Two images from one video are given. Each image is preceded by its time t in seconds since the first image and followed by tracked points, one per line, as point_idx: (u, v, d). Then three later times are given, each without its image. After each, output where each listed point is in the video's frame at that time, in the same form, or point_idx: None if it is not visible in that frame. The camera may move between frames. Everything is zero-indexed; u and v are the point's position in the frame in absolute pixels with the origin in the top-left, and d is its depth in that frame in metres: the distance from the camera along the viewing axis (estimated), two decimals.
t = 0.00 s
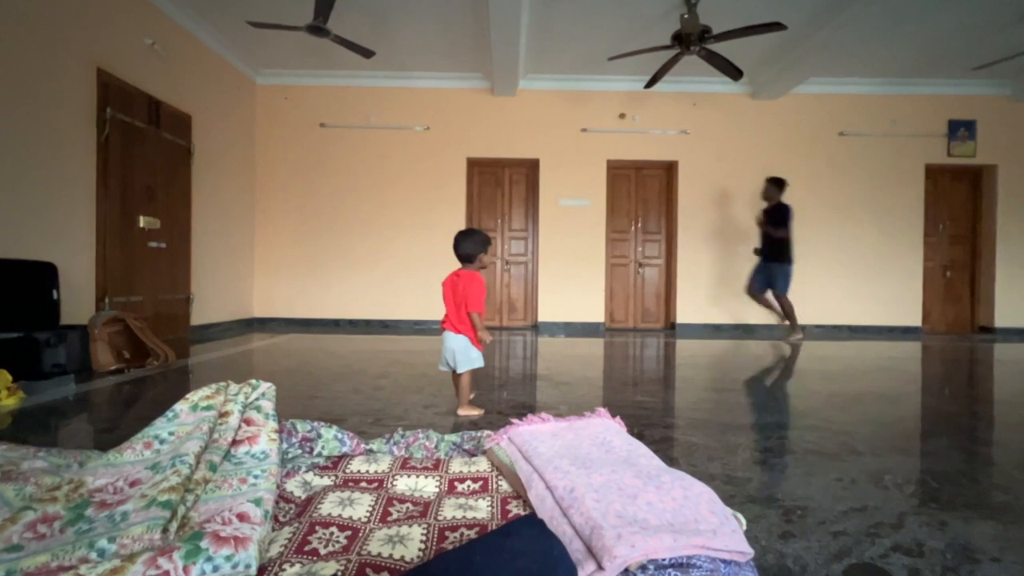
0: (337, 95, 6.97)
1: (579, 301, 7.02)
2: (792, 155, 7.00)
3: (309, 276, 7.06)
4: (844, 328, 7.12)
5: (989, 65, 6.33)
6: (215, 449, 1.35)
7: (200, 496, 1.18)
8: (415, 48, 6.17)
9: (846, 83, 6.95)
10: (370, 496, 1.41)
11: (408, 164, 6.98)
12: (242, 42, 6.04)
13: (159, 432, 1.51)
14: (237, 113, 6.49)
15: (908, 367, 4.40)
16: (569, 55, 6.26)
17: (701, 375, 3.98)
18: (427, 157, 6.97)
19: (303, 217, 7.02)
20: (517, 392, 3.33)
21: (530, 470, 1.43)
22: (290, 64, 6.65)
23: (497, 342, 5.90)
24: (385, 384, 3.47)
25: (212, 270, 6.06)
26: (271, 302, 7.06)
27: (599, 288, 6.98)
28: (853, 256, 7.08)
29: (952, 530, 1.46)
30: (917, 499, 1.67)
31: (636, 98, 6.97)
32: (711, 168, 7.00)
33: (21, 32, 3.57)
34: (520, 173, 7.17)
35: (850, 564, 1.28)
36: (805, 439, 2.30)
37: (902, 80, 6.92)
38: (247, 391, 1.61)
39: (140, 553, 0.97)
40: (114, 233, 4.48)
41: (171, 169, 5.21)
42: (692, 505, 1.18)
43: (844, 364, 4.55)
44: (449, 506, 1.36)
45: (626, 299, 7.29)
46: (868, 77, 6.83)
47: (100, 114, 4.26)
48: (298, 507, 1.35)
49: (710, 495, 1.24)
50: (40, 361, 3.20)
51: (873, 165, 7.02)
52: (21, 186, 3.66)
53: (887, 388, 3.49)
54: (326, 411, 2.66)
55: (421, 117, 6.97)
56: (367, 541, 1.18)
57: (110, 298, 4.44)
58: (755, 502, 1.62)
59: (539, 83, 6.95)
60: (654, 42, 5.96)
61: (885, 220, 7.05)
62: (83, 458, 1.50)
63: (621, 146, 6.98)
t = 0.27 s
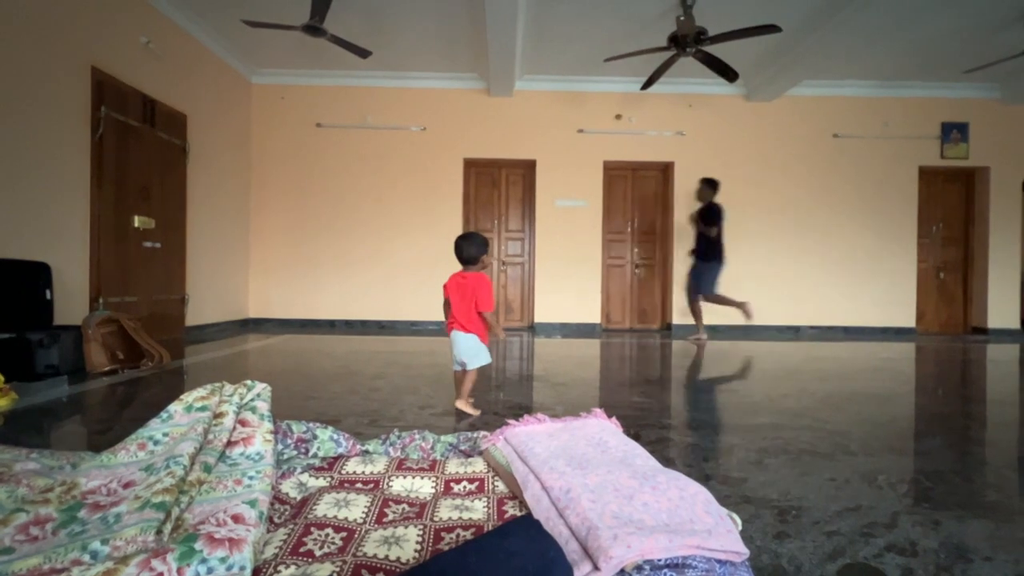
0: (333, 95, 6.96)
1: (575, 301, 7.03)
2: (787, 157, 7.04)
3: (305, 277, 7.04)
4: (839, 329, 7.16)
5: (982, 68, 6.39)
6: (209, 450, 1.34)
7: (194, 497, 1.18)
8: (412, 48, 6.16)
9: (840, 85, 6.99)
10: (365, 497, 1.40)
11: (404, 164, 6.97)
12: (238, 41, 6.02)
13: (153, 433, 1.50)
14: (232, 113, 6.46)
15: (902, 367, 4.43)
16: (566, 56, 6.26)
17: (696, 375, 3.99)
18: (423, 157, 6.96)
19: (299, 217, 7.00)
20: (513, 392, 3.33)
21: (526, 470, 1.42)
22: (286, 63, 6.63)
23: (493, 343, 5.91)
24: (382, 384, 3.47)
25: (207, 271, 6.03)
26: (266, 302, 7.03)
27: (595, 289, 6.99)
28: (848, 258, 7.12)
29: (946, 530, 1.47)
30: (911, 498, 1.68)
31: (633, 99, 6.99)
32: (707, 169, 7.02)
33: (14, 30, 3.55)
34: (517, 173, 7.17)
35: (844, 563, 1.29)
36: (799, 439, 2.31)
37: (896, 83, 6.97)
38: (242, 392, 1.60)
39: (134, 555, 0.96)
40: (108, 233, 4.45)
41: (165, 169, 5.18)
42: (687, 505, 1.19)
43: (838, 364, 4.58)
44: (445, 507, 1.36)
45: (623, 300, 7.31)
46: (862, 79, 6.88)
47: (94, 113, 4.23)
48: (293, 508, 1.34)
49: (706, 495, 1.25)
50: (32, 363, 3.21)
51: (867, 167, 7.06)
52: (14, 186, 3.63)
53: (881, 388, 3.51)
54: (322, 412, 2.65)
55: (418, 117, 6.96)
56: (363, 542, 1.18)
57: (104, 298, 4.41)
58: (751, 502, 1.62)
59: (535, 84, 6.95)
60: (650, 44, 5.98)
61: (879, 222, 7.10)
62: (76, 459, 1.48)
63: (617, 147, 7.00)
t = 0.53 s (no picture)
0: (331, 95, 6.95)
1: (573, 303, 7.03)
2: (784, 159, 7.07)
3: (302, 278, 7.02)
4: (836, 331, 7.18)
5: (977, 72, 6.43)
6: (206, 452, 1.33)
7: (191, 500, 1.17)
8: (410, 49, 6.17)
9: (837, 88, 7.03)
10: (363, 499, 1.40)
11: (402, 165, 6.97)
12: (236, 42, 6.01)
13: (149, 435, 1.49)
14: (230, 113, 6.45)
15: (899, 369, 4.45)
16: (564, 58, 6.28)
17: (694, 377, 4.00)
18: (421, 159, 6.96)
19: (296, 218, 6.99)
20: (511, 394, 3.33)
21: (524, 472, 1.42)
22: (284, 64, 6.62)
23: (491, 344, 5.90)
24: (379, 386, 3.46)
25: (204, 271, 6.01)
26: (263, 303, 7.01)
27: (593, 290, 7.00)
28: (844, 260, 7.14)
29: (942, 531, 1.47)
30: (908, 500, 1.69)
31: (630, 101, 7.01)
32: (704, 171, 7.04)
33: (10, 29, 3.53)
34: (515, 175, 7.18)
35: (842, 565, 1.29)
36: (797, 441, 2.32)
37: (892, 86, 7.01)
38: (239, 393, 1.60)
39: (130, 558, 0.95)
40: (105, 233, 4.43)
41: (163, 169, 5.17)
42: (686, 507, 1.19)
43: (835, 366, 4.59)
44: (443, 509, 1.36)
45: (620, 301, 7.31)
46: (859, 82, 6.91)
47: (92, 113, 4.22)
48: (291, 510, 1.33)
49: (704, 497, 1.25)
50: (26, 363, 3.13)
51: (863, 169, 7.09)
52: (10, 185, 3.62)
53: (877, 390, 3.53)
54: (319, 413, 2.64)
55: (416, 118, 6.96)
56: (361, 544, 1.17)
57: (100, 299, 4.39)
58: (749, 504, 1.63)
59: (533, 86, 6.96)
60: (648, 46, 6.00)
61: (876, 224, 7.13)
62: (72, 461, 1.47)
63: (615, 149, 7.01)
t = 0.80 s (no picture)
0: (330, 96, 6.95)
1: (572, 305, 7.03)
2: (783, 162, 7.08)
3: (300, 279, 7.00)
4: (834, 334, 7.18)
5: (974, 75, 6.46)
6: (201, 455, 1.32)
7: (186, 503, 1.16)
8: (409, 51, 6.17)
9: (834, 92, 7.05)
10: (359, 502, 1.39)
11: (401, 167, 6.96)
12: (235, 43, 6.01)
13: (144, 437, 1.47)
14: (228, 113, 6.44)
15: (897, 372, 4.45)
16: (563, 60, 6.28)
17: (692, 379, 3.99)
18: (420, 160, 6.96)
19: (295, 219, 6.97)
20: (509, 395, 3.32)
21: (522, 475, 1.42)
22: (283, 65, 6.62)
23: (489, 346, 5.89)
24: (377, 387, 3.45)
25: (202, 272, 5.99)
26: (261, 304, 6.99)
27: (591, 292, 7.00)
28: (842, 262, 7.16)
29: (940, 535, 1.47)
30: (906, 503, 1.69)
31: (629, 103, 7.02)
32: (703, 174, 7.05)
33: (8, 29, 3.52)
34: (514, 176, 7.18)
35: (840, 569, 1.28)
36: (795, 444, 2.31)
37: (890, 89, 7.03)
38: (235, 395, 1.59)
39: (123, 562, 0.95)
40: (101, 234, 4.41)
41: (160, 170, 5.16)
42: (683, 510, 1.18)
43: (833, 369, 4.59)
44: (440, 513, 1.35)
45: (619, 303, 7.30)
46: (856, 86, 6.94)
47: (89, 112, 4.21)
48: (286, 513, 1.32)
49: (702, 501, 1.24)
50: (23, 364, 3.14)
51: (861, 172, 7.11)
52: (7, 186, 3.60)
53: (876, 393, 3.53)
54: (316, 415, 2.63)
55: (415, 120, 6.96)
56: (356, 548, 1.17)
57: (96, 300, 4.37)
58: (747, 507, 1.62)
59: (532, 88, 6.97)
60: (647, 49, 6.01)
61: (873, 227, 7.15)
62: (66, 464, 1.46)
63: (613, 151, 7.02)
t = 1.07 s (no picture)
0: (328, 95, 6.92)
1: (569, 304, 7.02)
2: (781, 162, 7.08)
3: (298, 278, 6.98)
4: (831, 334, 7.19)
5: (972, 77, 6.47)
6: (195, 454, 1.31)
7: (179, 503, 1.15)
8: (407, 49, 6.14)
9: (833, 92, 7.06)
10: (355, 502, 1.38)
11: (399, 165, 6.94)
12: (233, 40, 5.98)
13: (138, 436, 1.46)
14: (226, 111, 6.41)
15: (894, 373, 4.45)
16: (562, 59, 6.27)
17: (690, 380, 3.99)
18: (418, 159, 6.94)
19: (292, 217, 6.95)
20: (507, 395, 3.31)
21: (519, 475, 1.41)
22: (281, 63, 6.60)
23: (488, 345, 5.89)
24: (374, 387, 3.44)
25: (198, 271, 5.97)
26: (258, 303, 6.97)
27: (589, 292, 6.99)
28: (840, 263, 7.17)
29: (938, 537, 1.47)
30: (904, 505, 1.68)
31: (628, 103, 7.01)
32: (701, 173, 7.05)
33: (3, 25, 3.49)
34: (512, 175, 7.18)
35: (838, 571, 1.28)
36: (793, 444, 2.31)
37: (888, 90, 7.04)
38: (230, 394, 1.57)
39: (115, 563, 0.93)
40: (97, 231, 4.39)
41: (157, 167, 5.13)
42: (681, 511, 1.18)
43: (831, 369, 4.59)
44: (436, 513, 1.34)
45: (617, 303, 7.30)
46: (855, 86, 6.94)
47: (85, 110, 4.18)
48: (281, 514, 1.31)
49: (700, 502, 1.23)
50: (15, 363, 3.11)
51: (859, 173, 7.12)
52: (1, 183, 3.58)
53: (873, 393, 3.53)
54: (313, 415, 2.62)
55: (413, 118, 6.94)
56: (352, 549, 1.16)
57: (92, 298, 4.35)
58: (745, 508, 1.61)
59: (531, 87, 6.96)
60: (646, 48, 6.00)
61: (871, 227, 7.16)
62: (58, 463, 1.45)
63: (612, 151, 7.01)
